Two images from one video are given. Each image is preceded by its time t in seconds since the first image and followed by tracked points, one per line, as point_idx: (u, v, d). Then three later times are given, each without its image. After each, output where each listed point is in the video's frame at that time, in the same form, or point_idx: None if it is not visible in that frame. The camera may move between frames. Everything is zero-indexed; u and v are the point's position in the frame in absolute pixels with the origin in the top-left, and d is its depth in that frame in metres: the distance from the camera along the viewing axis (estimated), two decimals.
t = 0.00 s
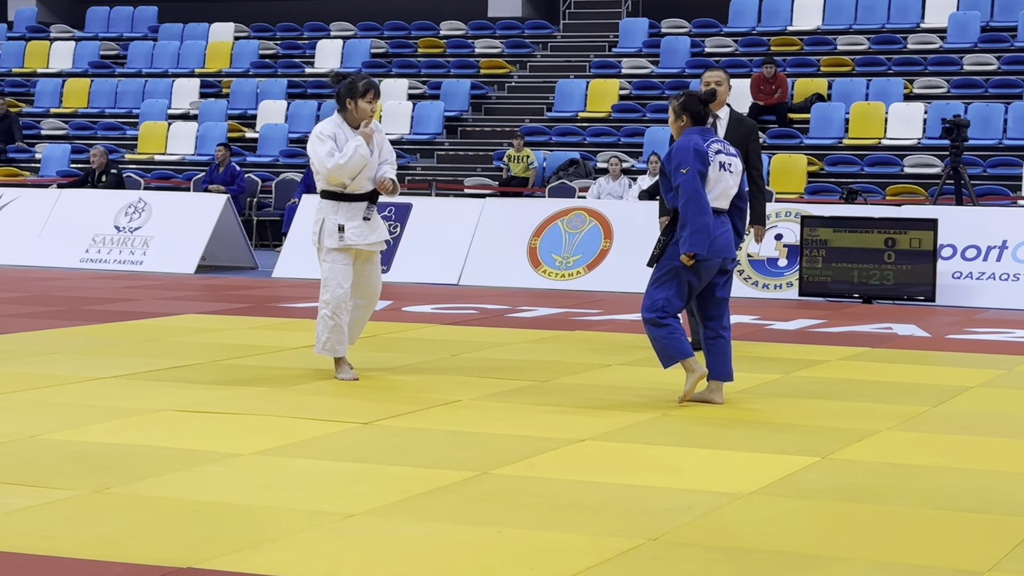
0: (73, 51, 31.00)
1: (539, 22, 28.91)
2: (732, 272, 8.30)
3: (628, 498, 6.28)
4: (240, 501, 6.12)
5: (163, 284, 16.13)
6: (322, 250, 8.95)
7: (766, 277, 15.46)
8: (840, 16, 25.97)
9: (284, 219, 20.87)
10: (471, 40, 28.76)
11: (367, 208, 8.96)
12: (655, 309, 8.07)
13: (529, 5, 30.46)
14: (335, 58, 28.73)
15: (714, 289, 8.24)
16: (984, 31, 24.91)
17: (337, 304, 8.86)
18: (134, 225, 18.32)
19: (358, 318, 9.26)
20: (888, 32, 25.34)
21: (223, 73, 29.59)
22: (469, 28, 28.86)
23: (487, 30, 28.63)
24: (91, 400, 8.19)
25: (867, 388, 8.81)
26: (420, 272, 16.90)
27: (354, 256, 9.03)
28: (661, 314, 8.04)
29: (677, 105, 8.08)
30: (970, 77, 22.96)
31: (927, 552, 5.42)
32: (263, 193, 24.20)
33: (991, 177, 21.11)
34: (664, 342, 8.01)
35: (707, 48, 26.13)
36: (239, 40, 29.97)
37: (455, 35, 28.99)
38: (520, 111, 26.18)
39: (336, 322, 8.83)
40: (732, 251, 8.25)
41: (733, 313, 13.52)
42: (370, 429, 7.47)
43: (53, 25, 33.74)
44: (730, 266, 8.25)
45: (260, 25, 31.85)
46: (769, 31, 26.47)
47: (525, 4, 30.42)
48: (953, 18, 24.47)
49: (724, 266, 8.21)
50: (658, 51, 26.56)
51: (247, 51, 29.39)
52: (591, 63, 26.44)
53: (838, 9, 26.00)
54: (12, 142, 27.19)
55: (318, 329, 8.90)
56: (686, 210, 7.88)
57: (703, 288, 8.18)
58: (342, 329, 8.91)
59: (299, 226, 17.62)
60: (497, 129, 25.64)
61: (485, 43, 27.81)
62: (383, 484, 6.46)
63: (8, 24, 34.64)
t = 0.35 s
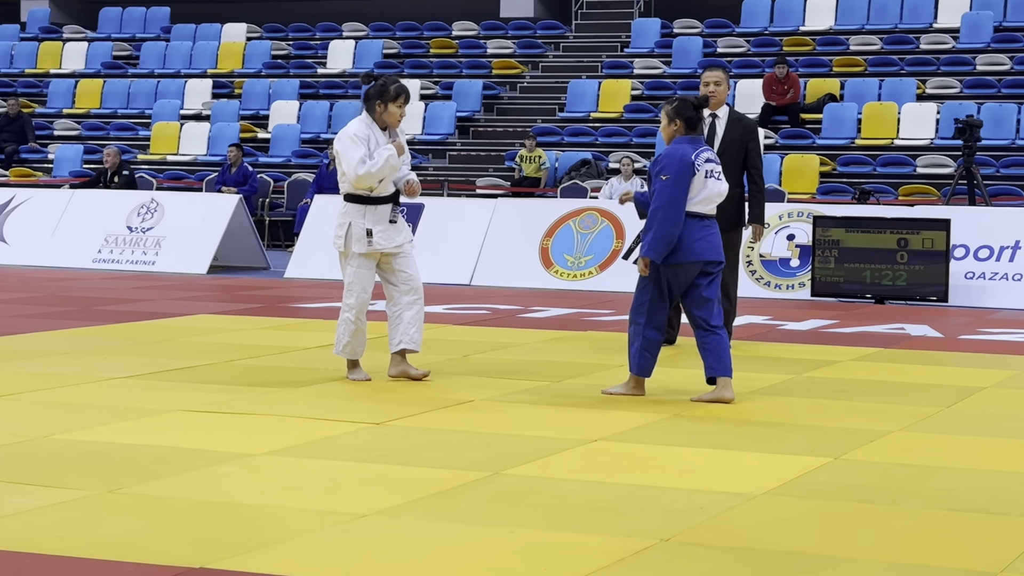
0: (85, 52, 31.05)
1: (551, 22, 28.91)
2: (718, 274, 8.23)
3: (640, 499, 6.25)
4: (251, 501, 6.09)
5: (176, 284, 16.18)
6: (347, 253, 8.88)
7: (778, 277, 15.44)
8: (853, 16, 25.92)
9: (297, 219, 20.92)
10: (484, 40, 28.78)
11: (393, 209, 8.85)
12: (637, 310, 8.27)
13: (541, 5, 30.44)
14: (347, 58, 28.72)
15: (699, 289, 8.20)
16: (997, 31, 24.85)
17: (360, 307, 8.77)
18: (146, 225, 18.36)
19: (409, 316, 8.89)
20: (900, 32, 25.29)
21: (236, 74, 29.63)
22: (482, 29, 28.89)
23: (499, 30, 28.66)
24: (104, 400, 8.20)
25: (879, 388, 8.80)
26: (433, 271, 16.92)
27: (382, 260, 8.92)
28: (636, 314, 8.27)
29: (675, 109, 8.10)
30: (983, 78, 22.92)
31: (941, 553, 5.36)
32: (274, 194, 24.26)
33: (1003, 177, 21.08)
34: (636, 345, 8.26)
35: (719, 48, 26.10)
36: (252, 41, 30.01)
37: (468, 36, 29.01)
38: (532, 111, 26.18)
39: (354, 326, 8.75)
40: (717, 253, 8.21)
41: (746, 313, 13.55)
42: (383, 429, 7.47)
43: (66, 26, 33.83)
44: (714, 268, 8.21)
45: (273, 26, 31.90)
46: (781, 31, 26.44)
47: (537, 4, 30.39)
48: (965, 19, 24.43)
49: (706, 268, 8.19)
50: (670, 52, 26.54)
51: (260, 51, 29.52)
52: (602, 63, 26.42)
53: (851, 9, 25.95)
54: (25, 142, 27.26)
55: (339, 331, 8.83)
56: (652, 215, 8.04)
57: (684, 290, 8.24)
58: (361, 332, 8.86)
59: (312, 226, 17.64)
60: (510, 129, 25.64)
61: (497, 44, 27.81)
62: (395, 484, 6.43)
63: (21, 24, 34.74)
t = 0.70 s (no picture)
0: (94, 52, 31.08)
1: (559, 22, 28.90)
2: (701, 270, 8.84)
3: (649, 499, 6.24)
4: (258, 501, 6.08)
5: (185, 284, 16.22)
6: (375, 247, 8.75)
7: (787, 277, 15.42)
8: (862, 15, 25.89)
9: (306, 219, 20.97)
10: (492, 40, 28.79)
11: (422, 207, 8.79)
12: (645, 307, 8.50)
13: (549, 5, 30.42)
14: (356, 58, 28.72)
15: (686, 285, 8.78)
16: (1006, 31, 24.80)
17: (391, 302, 8.64)
18: (155, 225, 18.37)
19: (418, 323, 8.93)
20: (909, 32, 25.26)
21: (244, 73, 29.66)
22: (490, 29, 28.90)
23: (508, 30, 28.67)
24: (113, 400, 8.21)
25: (887, 388, 8.80)
26: (442, 271, 16.93)
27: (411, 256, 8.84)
28: (647, 311, 8.49)
29: (654, 109, 8.52)
30: (991, 78, 22.89)
31: (951, 553, 5.34)
32: (283, 194, 24.31)
33: (1012, 177, 21.05)
34: (649, 341, 8.46)
35: (727, 48, 26.11)
36: (260, 41, 30.03)
37: (476, 35, 29.02)
38: (540, 111, 26.17)
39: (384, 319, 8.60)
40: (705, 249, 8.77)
41: (755, 313, 13.57)
42: (391, 429, 7.48)
43: (75, 26, 33.88)
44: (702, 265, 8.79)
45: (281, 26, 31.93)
46: (789, 31, 26.44)
47: (546, 4, 30.36)
48: (974, 19, 24.40)
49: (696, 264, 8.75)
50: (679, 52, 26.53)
51: (268, 51, 29.61)
52: (610, 63, 26.41)
53: (859, 8, 25.91)
54: (34, 143, 27.31)
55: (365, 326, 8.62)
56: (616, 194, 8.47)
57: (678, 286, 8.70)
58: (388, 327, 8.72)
59: (320, 225, 17.64)
60: (518, 129, 25.63)
61: (505, 44, 27.80)
62: (403, 484, 6.42)
63: (30, 25, 34.79)
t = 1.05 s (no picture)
0: (100, 52, 31.11)
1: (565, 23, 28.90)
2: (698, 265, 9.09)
3: (655, 499, 6.23)
4: (264, 501, 6.08)
5: (191, 284, 16.23)
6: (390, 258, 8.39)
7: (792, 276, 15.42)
8: (868, 15, 25.88)
9: (312, 219, 20.99)
10: (497, 41, 28.79)
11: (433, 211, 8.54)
12: (693, 305, 8.60)
13: (555, 5, 30.40)
14: (362, 58, 28.70)
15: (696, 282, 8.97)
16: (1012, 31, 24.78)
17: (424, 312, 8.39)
18: (161, 225, 18.38)
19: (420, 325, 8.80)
20: (915, 32, 25.25)
21: (250, 74, 29.67)
22: (496, 29, 28.91)
23: (514, 30, 28.67)
24: (120, 399, 8.21)
25: (893, 388, 8.80)
26: (448, 272, 16.94)
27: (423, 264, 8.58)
28: (695, 307, 8.60)
29: (664, 113, 8.62)
30: (998, 77, 22.88)
31: (957, 554, 5.33)
32: (289, 194, 24.32)
33: (1018, 177, 21.03)
34: (699, 337, 8.59)
35: (733, 48, 26.11)
36: (266, 41, 30.04)
37: (482, 36, 29.03)
38: (547, 111, 26.16)
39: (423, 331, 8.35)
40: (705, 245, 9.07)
41: (761, 313, 13.57)
42: (398, 429, 7.49)
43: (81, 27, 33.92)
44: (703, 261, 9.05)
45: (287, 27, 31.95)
46: (796, 31, 26.43)
47: (552, 4, 30.35)
48: (980, 18, 24.39)
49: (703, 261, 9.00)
50: (684, 52, 26.53)
51: (274, 51, 29.60)
52: (617, 63, 26.39)
53: (865, 8, 25.89)
54: (40, 143, 27.34)
55: (401, 340, 8.35)
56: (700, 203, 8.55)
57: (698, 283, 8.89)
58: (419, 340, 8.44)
59: (326, 226, 17.65)
60: (524, 129, 25.61)
61: (512, 44, 27.80)
62: (410, 484, 6.42)
63: (36, 26, 34.84)
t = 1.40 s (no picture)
0: (104, 52, 31.12)
1: (570, 23, 28.90)
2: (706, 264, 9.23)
3: (659, 499, 6.23)
4: (268, 502, 6.08)
5: (195, 284, 16.25)
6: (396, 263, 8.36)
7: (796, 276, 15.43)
8: (872, 15, 25.86)
9: (317, 218, 21.00)
10: (502, 41, 28.81)
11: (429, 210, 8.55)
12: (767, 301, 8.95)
13: (560, 5, 30.40)
14: (366, 58, 28.70)
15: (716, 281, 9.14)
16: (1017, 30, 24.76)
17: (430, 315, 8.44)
18: (165, 225, 18.40)
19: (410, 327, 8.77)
20: (919, 32, 25.24)
21: (254, 74, 29.68)
22: (500, 29, 28.93)
23: (518, 30, 28.66)
24: (124, 399, 8.22)
25: (898, 388, 8.80)
26: (452, 271, 16.97)
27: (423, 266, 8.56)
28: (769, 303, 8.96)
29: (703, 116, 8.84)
30: (1002, 77, 22.87)
31: (960, 554, 5.32)
32: (293, 194, 24.31)
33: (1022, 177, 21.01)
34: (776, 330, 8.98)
35: (737, 48, 26.10)
36: (271, 41, 30.06)
37: (486, 36, 29.05)
38: (550, 111, 26.16)
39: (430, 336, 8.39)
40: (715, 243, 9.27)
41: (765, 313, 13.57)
42: (401, 429, 7.49)
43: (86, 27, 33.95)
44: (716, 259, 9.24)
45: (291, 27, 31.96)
46: (799, 31, 26.43)
47: (556, 4, 30.34)
48: (984, 18, 24.38)
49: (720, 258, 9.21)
50: (689, 52, 26.54)
51: (279, 51, 29.64)
52: (621, 63, 26.39)
53: (869, 8, 25.87)
54: (44, 143, 27.34)
55: (409, 342, 8.35)
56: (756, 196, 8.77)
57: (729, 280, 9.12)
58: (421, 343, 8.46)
59: (331, 225, 17.65)
60: (528, 130, 25.61)
61: (516, 44, 27.81)
62: (413, 484, 6.43)
63: (41, 26, 34.87)
